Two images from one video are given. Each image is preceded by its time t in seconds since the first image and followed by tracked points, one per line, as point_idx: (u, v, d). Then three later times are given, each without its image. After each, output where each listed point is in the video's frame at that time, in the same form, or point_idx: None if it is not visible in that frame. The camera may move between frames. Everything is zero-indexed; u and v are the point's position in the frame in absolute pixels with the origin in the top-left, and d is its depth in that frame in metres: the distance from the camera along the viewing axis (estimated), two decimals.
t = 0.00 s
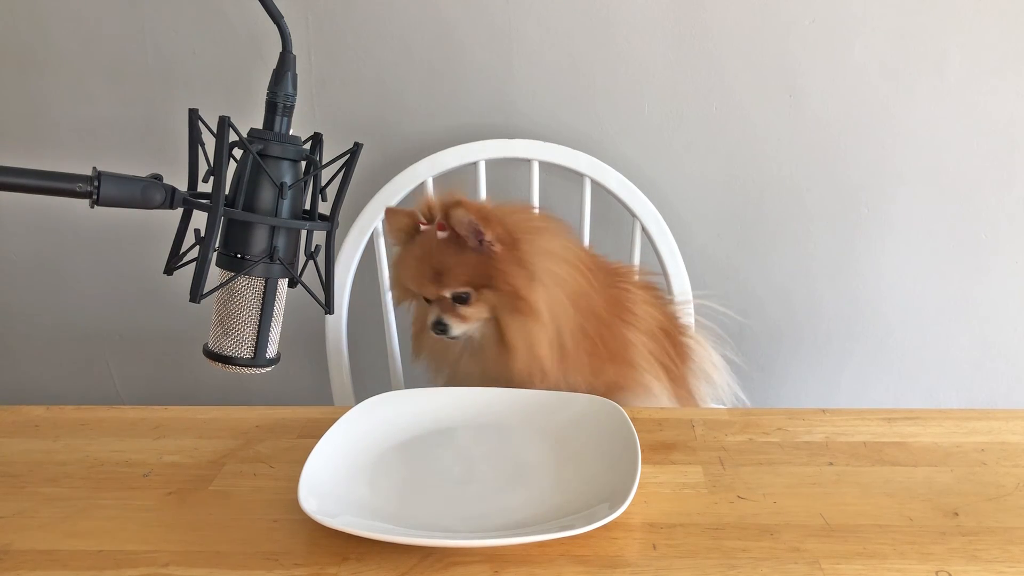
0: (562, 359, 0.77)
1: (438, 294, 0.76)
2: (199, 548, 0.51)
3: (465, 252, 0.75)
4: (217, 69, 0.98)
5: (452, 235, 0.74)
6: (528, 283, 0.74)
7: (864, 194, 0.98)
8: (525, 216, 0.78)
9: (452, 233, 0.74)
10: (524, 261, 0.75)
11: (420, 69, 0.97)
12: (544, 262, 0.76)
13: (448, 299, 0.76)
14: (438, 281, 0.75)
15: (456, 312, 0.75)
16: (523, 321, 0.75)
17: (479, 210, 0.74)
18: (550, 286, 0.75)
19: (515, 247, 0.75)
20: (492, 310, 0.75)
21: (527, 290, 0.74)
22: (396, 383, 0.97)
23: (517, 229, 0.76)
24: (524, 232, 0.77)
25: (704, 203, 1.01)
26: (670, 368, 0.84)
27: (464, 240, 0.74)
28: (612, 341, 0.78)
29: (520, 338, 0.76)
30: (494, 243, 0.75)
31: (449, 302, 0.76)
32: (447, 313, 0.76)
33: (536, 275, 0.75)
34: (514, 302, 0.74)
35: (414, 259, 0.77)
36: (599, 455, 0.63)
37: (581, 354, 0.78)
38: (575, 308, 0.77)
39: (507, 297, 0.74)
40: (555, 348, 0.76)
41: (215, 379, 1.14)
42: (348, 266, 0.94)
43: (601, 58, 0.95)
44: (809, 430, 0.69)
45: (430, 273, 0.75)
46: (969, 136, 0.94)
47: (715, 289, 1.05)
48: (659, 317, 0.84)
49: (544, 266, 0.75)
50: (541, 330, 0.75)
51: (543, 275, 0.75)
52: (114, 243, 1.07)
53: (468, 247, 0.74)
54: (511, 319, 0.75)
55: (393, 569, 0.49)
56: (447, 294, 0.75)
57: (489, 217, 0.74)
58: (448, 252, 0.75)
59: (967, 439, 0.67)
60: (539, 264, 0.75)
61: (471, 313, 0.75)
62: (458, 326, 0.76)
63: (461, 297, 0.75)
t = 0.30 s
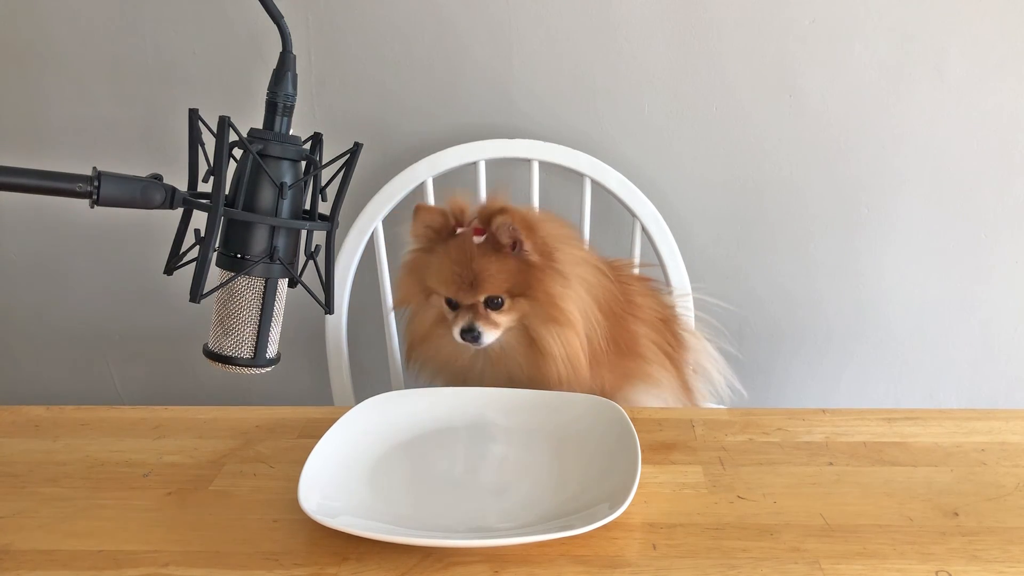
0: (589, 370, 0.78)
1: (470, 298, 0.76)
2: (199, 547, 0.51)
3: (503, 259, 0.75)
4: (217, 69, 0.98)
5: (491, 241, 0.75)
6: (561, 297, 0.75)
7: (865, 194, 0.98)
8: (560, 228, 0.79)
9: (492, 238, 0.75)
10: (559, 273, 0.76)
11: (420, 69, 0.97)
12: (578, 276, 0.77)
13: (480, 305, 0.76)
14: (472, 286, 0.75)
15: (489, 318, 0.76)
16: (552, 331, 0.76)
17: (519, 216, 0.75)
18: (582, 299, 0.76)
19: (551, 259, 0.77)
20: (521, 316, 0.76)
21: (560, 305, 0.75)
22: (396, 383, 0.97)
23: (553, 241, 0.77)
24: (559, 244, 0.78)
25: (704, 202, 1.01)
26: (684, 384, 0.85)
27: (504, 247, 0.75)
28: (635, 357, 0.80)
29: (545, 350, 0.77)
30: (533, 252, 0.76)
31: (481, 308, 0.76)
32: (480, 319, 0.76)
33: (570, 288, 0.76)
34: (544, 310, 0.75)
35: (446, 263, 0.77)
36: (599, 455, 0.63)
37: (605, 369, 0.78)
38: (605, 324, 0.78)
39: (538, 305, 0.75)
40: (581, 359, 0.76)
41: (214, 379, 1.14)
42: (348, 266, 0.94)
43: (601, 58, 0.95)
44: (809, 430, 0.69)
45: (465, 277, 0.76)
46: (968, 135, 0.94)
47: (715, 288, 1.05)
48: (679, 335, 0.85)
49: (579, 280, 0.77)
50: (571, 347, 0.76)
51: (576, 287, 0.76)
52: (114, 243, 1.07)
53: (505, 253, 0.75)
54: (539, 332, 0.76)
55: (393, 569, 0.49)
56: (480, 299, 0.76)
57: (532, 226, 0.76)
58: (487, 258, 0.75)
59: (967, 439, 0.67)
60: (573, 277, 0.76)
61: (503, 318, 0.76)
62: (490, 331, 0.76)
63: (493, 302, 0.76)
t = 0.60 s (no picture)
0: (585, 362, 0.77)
1: (469, 274, 0.76)
2: (199, 548, 0.51)
3: (504, 237, 0.76)
4: (217, 69, 0.98)
5: (495, 216, 0.76)
6: (560, 281, 0.75)
7: (865, 194, 0.98)
8: (559, 213, 0.80)
9: (496, 213, 0.76)
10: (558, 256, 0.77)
11: (420, 69, 0.97)
12: (577, 260, 0.77)
13: (478, 280, 0.76)
14: (472, 263, 0.76)
15: (484, 294, 0.75)
16: (549, 318, 0.75)
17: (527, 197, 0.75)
18: (580, 284, 0.76)
19: (551, 242, 0.77)
20: (520, 301, 0.76)
21: (558, 288, 0.75)
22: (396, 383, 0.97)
23: (554, 226, 0.78)
24: (558, 227, 0.78)
25: (704, 202, 1.01)
26: (677, 380, 0.84)
27: (507, 223, 0.76)
28: (630, 348, 0.79)
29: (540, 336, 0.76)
30: (534, 233, 0.77)
31: (478, 283, 0.76)
32: (474, 293, 0.75)
33: (572, 273, 0.76)
34: (544, 296, 0.75)
35: (447, 239, 0.77)
36: (599, 455, 0.63)
37: (600, 358, 0.78)
38: (602, 312, 0.78)
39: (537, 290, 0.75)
40: (579, 347, 0.76)
41: (214, 379, 1.14)
42: (348, 266, 0.94)
43: (601, 58, 0.95)
44: (809, 430, 0.69)
45: (465, 254, 0.76)
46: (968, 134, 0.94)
47: (715, 288, 1.05)
48: (673, 330, 0.85)
49: (577, 264, 0.77)
50: (566, 333, 0.75)
51: (574, 271, 0.76)
52: (114, 243, 1.07)
53: (509, 230, 0.76)
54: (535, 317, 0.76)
55: (393, 569, 0.49)
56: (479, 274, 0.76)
57: (535, 206, 0.76)
58: (488, 234, 0.76)
59: (967, 439, 0.67)
60: (572, 261, 0.77)
61: (499, 298, 0.76)
62: (483, 308, 0.75)
63: (492, 280, 0.76)
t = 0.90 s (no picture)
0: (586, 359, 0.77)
1: (471, 267, 0.77)
2: (199, 548, 0.51)
3: (505, 230, 0.76)
4: (217, 69, 0.98)
5: (495, 210, 0.77)
6: (559, 275, 0.75)
7: (865, 194, 0.98)
8: (560, 207, 0.80)
9: (497, 207, 0.76)
10: (558, 250, 0.77)
11: (420, 69, 0.97)
12: (577, 254, 0.77)
13: (481, 274, 0.76)
14: (473, 256, 0.76)
15: (485, 287, 0.76)
16: (551, 314, 0.75)
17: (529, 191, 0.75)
18: (581, 278, 0.76)
19: (551, 235, 0.77)
20: (523, 296, 0.76)
21: (557, 282, 0.75)
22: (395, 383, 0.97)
23: (557, 222, 0.78)
24: (559, 221, 0.78)
25: (704, 202, 1.01)
26: (678, 375, 0.84)
27: (507, 216, 0.77)
28: (632, 347, 0.79)
29: (539, 330, 0.76)
30: (533, 226, 0.76)
31: (481, 277, 0.76)
32: (476, 287, 0.76)
33: (575, 270, 0.76)
34: (546, 292, 0.75)
35: (450, 233, 0.78)
36: (599, 455, 0.63)
37: (601, 354, 0.77)
38: (603, 306, 0.77)
39: (538, 287, 0.75)
40: (581, 345, 0.76)
41: (214, 379, 1.14)
42: (348, 266, 0.94)
43: (601, 58, 0.95)
44: (809, 430, 0.69)
45: (466, 247, 0.77)
46: (969, 134, 0.94)
47: (715, 288, 1.05)
48: (673, 325, 0.85)
49: (577, 258, 0.77)
50: (566, 327, 0.75)
51: (575, 266, 0.76)
52: (114, 243, 1.07)
53: (510, 224, 0.76)
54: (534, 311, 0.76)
55: (393, 569, 0.49)
56: (481, 268, 0.76)
57: (535, 200, 0.75)
58: (488, 227, 0.76)
59: (967, 439, 0.67)
60: (572, 255, 0.77)
61: (501, 292, 0.76)
62: (485, 301, 0.76)
63: (494, 274, 0.76)
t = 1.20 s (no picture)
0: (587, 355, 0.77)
1: (470, 268, 0.77)
2: (199, 548, 0.51)
3: (501, 228, 0.76)
4: (217, 69, 0.98)
5: (490, 209, 0.76)
6: (555, 268, 0.76)
7: (865, 194, 0.98)
8: (555, 202, 0.80)
9: (492, 205, 0.76)
10: (553, 243, 0.77)
11: (420, 69, 0.97)
12: (573, 247, 0.77)
13: (479, 274, 0.77)
14: (470, 256, 0.76)
15: (485, 287, 0.76)
16: (551, 310, 0.76)
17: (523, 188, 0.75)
18: (577, 271, 0.76)
19: (546, 230, 0.77)
20: (522, 293, 0.77)
21: (553, 274, 0.75)
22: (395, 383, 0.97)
23: (552, 218, 0.77)
24: (553, 216, 0.78)
25: (704, 203, 1.01)
26: (680, 368, 0.84)
27: (502, 214, 0.76)
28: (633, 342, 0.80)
29: (538, 324, 0.77)
30: (528, 223, 0.76)
31: (480, 277, 0.76)
32: (476, 287, 0.76)
33: (572, 266, 0.76)
34: (545, 289, 0.75)
35: (445, 233, 0.78)
36: (599, 455, 0.63)
37: (601, 344, 0.77)
38: (600, 297, 0.78)
39: (537, 283, 0.76)
40: (582, 340, 0.76)
41: (214, 379, 1.14)
42: (348, 266, 0.95)
43: (601, 58, 0.95)
44: (809, 430, 0.69)
45: (463, 248, 0.77)
46: (969, 133, 0.94)
47: (715, 287, 1.05)
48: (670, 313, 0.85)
49: (573, 251, 0.77)
50: (565, 319, 0.75)
51: (572, 261, 0.76)
52: (114, 243, 1.07)
53: (506, 222, 0.76)
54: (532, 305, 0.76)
55: (393, 569, 0.49)
56: (480, 268, 0.76)
57: (529, 197, 0.75)
58: (484, 226, 0.76)
59: (967, 439, 0.67)
60: (567, 248, 0.77)
61: (501, 291, 0.76)
62: (484, 301, 0.76)
63: (493, 273, 0.76)
